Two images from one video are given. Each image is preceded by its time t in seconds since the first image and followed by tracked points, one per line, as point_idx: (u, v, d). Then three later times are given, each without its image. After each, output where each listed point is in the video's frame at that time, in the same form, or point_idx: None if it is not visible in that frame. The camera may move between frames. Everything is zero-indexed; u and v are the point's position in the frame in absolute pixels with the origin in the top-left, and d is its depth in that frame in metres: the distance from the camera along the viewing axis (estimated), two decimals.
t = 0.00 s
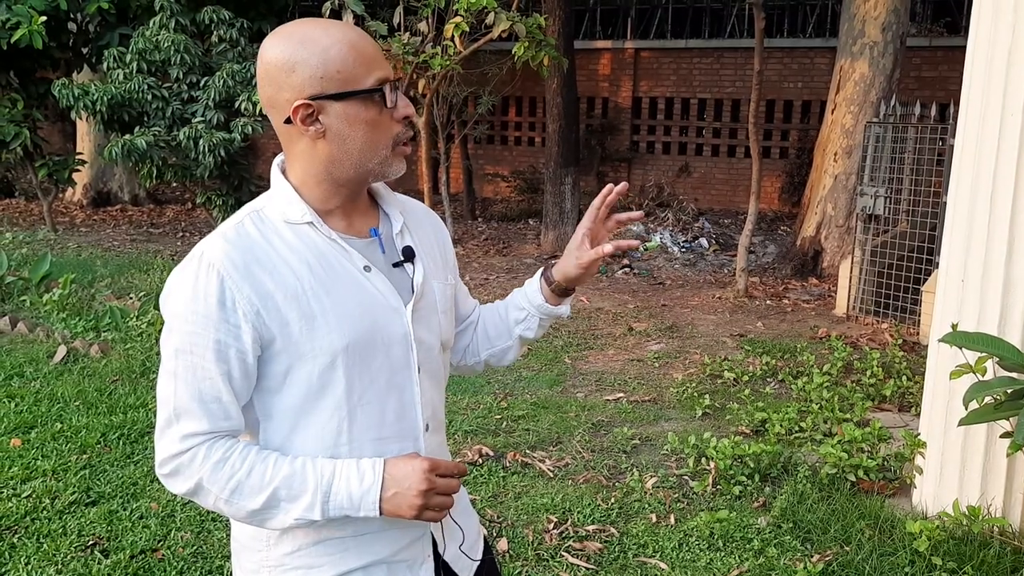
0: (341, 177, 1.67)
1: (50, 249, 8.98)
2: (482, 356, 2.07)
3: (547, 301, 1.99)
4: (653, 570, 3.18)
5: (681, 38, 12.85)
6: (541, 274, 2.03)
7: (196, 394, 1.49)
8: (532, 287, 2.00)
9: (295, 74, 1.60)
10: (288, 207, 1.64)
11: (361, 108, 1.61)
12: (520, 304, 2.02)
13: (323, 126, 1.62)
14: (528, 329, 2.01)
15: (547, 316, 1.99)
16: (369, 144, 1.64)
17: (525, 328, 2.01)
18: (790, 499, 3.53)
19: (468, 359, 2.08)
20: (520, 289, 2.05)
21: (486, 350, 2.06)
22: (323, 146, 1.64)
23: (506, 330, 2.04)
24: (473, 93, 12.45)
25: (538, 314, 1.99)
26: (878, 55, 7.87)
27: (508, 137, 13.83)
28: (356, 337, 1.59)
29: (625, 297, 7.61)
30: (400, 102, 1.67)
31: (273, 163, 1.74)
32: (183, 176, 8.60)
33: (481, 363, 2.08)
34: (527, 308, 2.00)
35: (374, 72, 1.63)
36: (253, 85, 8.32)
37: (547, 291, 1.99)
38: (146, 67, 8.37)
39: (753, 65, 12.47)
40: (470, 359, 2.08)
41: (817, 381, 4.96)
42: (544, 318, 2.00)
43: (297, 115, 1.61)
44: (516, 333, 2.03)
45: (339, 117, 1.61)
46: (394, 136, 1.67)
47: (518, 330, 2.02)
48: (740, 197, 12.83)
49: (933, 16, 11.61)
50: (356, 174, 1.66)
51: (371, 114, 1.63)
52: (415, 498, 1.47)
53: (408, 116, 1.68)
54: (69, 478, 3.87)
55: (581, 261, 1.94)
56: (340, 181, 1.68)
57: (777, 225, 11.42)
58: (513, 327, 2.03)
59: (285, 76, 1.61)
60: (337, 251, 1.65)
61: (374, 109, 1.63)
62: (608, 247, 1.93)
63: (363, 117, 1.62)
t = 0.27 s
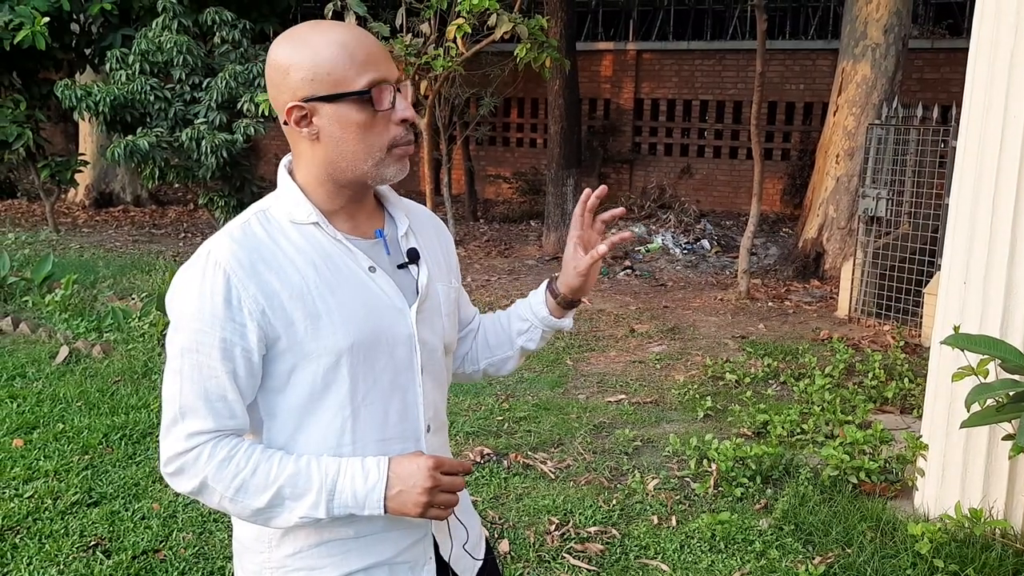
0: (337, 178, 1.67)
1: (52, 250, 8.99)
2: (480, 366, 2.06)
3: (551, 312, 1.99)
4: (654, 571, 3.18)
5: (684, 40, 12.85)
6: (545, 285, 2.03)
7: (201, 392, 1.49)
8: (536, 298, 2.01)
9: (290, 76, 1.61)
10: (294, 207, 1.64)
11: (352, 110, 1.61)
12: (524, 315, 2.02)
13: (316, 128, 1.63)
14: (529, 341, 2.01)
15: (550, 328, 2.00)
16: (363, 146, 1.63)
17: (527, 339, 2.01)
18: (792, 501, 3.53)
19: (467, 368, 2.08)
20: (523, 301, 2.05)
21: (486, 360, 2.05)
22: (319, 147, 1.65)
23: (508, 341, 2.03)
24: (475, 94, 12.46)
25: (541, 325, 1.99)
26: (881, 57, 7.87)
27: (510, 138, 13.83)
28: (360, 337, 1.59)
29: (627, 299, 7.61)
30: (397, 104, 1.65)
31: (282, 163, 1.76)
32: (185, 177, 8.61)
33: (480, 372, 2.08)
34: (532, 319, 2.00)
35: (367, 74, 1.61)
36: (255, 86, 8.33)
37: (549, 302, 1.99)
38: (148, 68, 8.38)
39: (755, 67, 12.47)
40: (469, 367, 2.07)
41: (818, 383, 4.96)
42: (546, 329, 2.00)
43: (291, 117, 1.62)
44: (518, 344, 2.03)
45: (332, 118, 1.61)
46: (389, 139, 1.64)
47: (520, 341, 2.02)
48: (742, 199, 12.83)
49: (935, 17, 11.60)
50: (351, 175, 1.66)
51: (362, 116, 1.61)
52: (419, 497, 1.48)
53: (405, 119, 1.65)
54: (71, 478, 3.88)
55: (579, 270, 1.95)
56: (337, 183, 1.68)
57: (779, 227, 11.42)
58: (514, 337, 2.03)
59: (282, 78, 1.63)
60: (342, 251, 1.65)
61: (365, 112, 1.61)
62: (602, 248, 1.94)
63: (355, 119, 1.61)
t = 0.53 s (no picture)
0: (302, 176, 1.72)
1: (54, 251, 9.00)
2: (478, 387, 2.06)
3: (571, 369, 2.00)
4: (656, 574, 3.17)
5: (685, 41, 12.85)
6: (579, 340, 2.03)
7: (198, 390, 1.49)
8: (563, 350, 2.01)
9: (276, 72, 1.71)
10: (295, 208, 1.65)
11: (302, 111, 1.64)
12: (544, 359, 2.02)
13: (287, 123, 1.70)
14: (538, 383, 2.02)
15: (563, 380, 2.01)
16: (315, 148, 1.66)
17: (537, 382, 2.02)
18: (793, 503, 3.53)
19: (465, 384, 2.07)
20: (548, 344, 2.05)
21: (487, 383, 2.05)
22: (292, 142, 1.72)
23: (517, 376, 2.03)
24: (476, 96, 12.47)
25: (558, 375, 2.00)
26: (882, 59, 7.86)
27: (511, 140, 13.83)
28: (356, 338, 1.59)
29: (628, 301, 7.61)
30: (349, 111, 1.63)
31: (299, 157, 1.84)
32: (187, 178, 8.62)
33: (476, 392, 2.07)
34: (550, 366, 2.01)
35: (320, 78, 1.62)
36: (257, 87, 8.34)
37: (577, 360, 2.00)
38: (150, 69, 8.39)
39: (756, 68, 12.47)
40: (468, 383, 2.06)
41: (820, 385, 4.95)
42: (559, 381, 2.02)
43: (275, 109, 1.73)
44: (526, 383, 2.03)
45: (292, 117, 1.66)
46: (335, 144, 1.64)
47: (529, 380, 2.02)
48: (744, 201, 12.83)
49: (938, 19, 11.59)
50: (307, 175, 1.70)
51: (310, 118, 1.64)
52: (411, 499, 1.47)
53: (352, 127, 1.63)
54: (73, 479, 3.88)
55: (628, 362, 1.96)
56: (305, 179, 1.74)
57: (780, 229, 11.42)
58: (526, 374, 2.03)
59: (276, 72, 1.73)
60: (340, 252, 1.65)
61: (313, 114, 1.64)
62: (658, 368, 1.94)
63: (307, 120, 1.64)
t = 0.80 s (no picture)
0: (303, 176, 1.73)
1: (55, 252, 9.02)
2: (475, 393, 2.06)
3: (569, 378, 2.01)
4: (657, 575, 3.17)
5: (686, 42, 12.85)
6: (577, 349, 2.04)
7: (195, 385, 1.49)
8: (561, 358, 2.01)
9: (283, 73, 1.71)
10: (296, 208, 1.66)
11: (303, 117, 1.65)
12: (541, 366, 2.02)
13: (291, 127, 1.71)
14: (534, 391, 2.02)
15: (561, 388, 2.01)
16: (316, 153, 1.67)
17: (534, 389, 2.02)
18: (794, 504, 3.52)
19: (462, 387, 2.07)
20: (547, 351, 2.06)
21: (484, 389, 2.05)
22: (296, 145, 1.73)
23: (514, 383, 2.03)
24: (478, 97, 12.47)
25: (555, 382, 2.00)
26: (884, 60, 7.86)
27: (513, 141, 13.83)
28: (353, 338, 1.59)
29: (629, 302, 7.61)
30: (350, 118, 1.64)
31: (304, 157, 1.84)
32: (189, 179, 8.64)
33: (472, 397, 2.08)
34: (547, 373, 2.01)
35: (321, 84, 1.63)
36: (259, 88, 8.35)
37: (575, 369, 2.01)
38: (152, 70, 8.40)
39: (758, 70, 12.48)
40: (466, 389, 2.06)
41: (821, 386, 4.95)
42: (557, 389, 2.02)
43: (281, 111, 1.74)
44: (523, 390, 2.03)
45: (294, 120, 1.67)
46: (336, 150, 1.65)
47: (527, 387, 2.03)
48: (745, 202, 12.83)
49: (939, 20, 11.59)
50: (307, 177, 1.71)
51: (311, 124, 1.65)
52: (401, 502, 1.47)
53: (353, 134, 1.63)
54: (74, 479, 3.88)
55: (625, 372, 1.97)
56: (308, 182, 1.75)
57: (782, 230, 11.42)
58: (522, 381, 2.03)
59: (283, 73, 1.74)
60: (339, 252, 1.65)
61: (315, 120, 1.65)
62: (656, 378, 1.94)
63: (308, 125, 1.65)
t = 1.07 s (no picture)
0: (308, 176, 1.73)
1: (56, 253, 9.03)
2: (476, 396, 2.06)
3: (571, 387, 2.00)
4: None
5: (687, 43, 12.86)
6: (580, 358, 2.03)
7: (195, 387, 1.50)
8: (563, 367, 2.01)
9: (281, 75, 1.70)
10: (296, 210, 1.66)
11: (311, 118, 1.65)
12: (543, 373, 2.02)
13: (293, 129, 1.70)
14: (535, 398, 2.02)
15: (561, 397, 2.01)
16: (322, 153, 1.67)
17: (535, 397, 2.02)
18: (795, 505, 3.52)
19: (462, 391, 2.07)
20: (550, 359, 2.05)
21: (485, 392, 2.05)
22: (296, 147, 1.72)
23: (515, 389, 2.03)
24: (478, 98, 12.48)
25: (556, 392, 2.00)
26: (884, 60, 7.86)
27: (514, 142, 13.84)
28: (353, 340, 1.59)
29: (630, 302, 7.61)
30: (358, 117, 1.64)
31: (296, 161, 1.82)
32: (189, 180, 8.65)
33: (473, 400, 2.08)
34: (548, 381, 2.01)
35: (329, 84, 1.62)
36: (259, 89, 8.36)
37: (576, 379, 2.00)
38: (153, 71, 8.40)
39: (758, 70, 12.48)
40: (466, 392, 2.07)
41: (822, 386, 4.95)
42: (557, 398, 2.02)
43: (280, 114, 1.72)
44: (523, 396, 2.03)
45: (298, 121, 1.67)
46: (343, 149, 1.65)
47: (527, 394, 2.02)
48: (746, 202, 12.83)
49: (939, 21, 11.59)
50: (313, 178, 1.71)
51: (319, 125, 1.64)
52: (401, 502, 1.47)
53: (360, 133, 1.64)
54: (75, 480, 3.88)
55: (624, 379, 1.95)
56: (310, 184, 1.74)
57: (782, 230, 11.42)
58: (523, 388, 2.03)
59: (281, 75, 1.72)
60: (339, 253, 1.65)
61: (323, 121, 1.64)
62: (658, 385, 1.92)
63: (314, 125, 1.65)
